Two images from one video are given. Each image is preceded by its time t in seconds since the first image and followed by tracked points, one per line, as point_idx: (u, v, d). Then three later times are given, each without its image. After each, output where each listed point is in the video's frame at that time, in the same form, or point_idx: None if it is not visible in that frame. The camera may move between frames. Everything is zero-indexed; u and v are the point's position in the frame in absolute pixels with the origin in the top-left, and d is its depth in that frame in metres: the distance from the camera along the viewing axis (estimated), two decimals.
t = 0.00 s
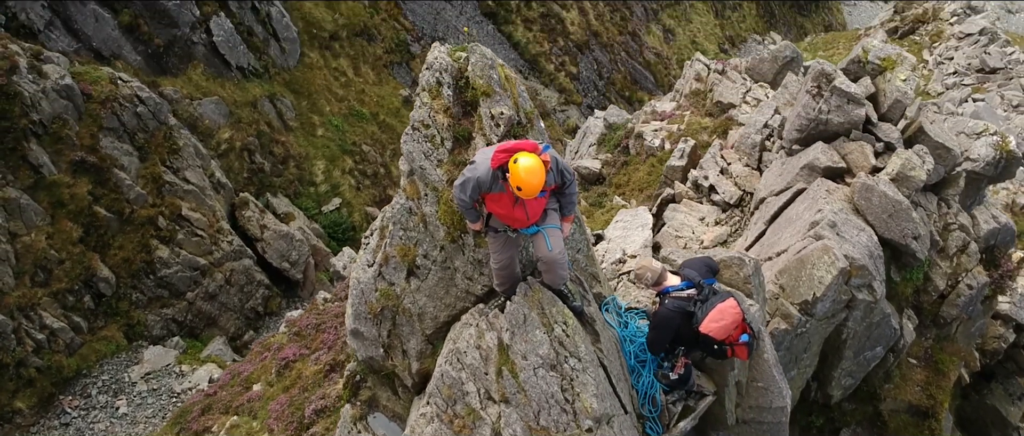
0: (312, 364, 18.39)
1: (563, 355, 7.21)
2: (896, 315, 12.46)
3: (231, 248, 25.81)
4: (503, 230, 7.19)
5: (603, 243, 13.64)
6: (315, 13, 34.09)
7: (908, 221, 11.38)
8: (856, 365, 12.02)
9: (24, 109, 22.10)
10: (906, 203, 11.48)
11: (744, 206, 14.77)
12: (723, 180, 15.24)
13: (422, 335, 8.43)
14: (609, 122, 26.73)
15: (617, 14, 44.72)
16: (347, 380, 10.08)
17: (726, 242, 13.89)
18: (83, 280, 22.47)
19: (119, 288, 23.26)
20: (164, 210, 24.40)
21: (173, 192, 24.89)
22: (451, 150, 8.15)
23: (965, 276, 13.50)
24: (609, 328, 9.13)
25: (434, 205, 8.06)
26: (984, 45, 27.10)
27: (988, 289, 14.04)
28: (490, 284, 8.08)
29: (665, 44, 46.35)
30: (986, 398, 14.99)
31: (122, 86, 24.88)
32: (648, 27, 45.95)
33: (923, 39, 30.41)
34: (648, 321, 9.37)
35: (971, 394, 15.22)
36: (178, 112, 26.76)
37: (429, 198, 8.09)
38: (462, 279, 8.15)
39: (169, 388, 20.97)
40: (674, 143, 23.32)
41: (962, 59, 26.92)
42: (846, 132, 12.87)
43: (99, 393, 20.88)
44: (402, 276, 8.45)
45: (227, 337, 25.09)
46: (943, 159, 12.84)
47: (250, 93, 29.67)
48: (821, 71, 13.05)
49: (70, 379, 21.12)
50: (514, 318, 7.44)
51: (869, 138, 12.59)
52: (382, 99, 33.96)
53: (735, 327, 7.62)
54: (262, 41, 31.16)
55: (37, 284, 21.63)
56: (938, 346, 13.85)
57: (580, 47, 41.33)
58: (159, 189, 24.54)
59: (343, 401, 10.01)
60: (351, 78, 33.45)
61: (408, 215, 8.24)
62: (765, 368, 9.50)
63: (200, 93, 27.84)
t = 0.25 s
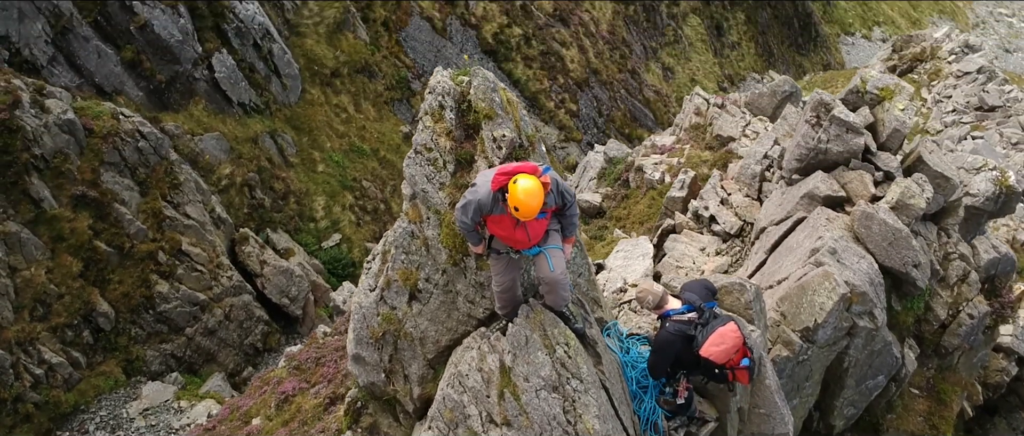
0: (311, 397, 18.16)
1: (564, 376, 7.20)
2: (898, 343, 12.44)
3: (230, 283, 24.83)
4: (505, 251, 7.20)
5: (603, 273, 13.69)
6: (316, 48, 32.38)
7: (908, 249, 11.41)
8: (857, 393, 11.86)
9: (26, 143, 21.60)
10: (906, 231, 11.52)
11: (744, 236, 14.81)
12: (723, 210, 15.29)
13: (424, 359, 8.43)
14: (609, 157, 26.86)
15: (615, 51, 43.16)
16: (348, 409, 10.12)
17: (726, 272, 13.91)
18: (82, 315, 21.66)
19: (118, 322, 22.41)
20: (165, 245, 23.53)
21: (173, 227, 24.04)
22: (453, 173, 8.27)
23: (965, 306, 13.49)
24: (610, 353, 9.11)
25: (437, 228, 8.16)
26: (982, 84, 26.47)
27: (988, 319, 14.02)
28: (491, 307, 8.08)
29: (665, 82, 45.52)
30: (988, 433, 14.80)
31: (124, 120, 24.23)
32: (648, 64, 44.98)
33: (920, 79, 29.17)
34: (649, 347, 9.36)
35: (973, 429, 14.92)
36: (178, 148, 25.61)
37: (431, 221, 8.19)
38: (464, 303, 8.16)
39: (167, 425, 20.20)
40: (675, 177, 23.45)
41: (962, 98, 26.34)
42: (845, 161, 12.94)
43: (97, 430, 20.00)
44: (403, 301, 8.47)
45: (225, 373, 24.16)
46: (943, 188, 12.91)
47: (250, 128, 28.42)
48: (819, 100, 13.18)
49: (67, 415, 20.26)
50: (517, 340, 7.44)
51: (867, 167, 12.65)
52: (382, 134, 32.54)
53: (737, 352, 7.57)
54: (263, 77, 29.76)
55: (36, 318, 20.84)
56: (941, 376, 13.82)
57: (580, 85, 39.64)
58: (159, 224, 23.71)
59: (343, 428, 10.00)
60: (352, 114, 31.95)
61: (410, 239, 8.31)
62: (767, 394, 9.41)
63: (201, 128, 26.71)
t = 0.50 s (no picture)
0: (312, 429, 18.05)
1: (565, 395, 7.22)
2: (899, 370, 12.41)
3: (230, 317, 22.60)
4: (506, 270, 7.24)
5: (604, 301, 13.71)
6: (318, 82, 30.21)
7: (908, 275, 11.44)
8: (860, 420, 11.57)
9: (28, 175, 19.76)
10: (905, 257, 11.56)
11: (744, 264, 14.84)
12: (723, 238, 15.33)
13: (424, 383, 8.38)
14: (610, 189, 26.93)
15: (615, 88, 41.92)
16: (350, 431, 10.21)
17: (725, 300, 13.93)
18: (80, 347, 19.76)
19: (117, 355, 20.42)
20: (162, 277, 21.37)
21: (173, 259, 21.94)
22: (453, 194, 8.30)
23: (966, 333, 13.43)
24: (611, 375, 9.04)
25: (438, 249, 8.21)
26: (982, 118, 26.17)
27: (990, 346, 13.92)
28: (492, 329, 8.06)
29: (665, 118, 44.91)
30: None
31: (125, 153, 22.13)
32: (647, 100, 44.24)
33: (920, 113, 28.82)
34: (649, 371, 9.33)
35: None
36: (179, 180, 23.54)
37: (432, 242, 8.25)
38: (465, 324, 8.16)
39: None
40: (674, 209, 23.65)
41: (961, 131, 26.14)
42: (844, 188, 12.98)
43: None
44: (405, 323, 8.49)
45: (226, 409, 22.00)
46: (942, 216, 13.00)
47: (251, 162, 26.24)
48: (818, 129, 13.22)
49: None
50: (518, 360, 7.42)
51: (866, 194, 12.77)
52: (381, 168, 30.08)
53: (737, 372, 7.56)
54: (264, 110, 27.61)
55: (35, 350, 19.04)
56: (941, 404, 13.74)
57: (580, 121, 37.64)
58: (159, 256, 21.57)
59: None
60: (352, 149, 29.61)
61: (411, 260, 8.37)
62: (767, 417, 9.29)
63: (202, 163, 24.59)
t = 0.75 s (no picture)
0: None
1: (566, 412, 7.14)
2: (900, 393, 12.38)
3: (228, 347, 20.98)
4: (507, 287, 7.27)
5: (605, 325, 13.69)
6: (318, 114, 29.37)
7: (908, 298, 11.45)
8: None
9: (28, 204, 18.45)
10: (905, 279, 11.59)
11: (744, 289, 14.86)
12: (723, 263, 15.31)
13: (425, 401, 8.39)
14: (609, 217, 26.94)
15: (615, 119, 41.38)
16: None
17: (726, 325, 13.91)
18: (78, 378, 18.01)
19: (114, 386, 18.62)
20: (163, 307, 19.80)
21: (172, 289, 20.37)
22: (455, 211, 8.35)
23: (967, 358, 13.29)
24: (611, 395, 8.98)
25: (439, 267, 8.24)
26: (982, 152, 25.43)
27: (991, 371, 13.72)
28: (493, 347, 8.02)
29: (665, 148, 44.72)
30: None
31: (126, 183, 20.77)
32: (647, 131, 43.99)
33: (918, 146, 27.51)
34: (649, 392, 9.28)
35: None
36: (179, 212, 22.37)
37: (432, 260, 8.30)
38: (466, 342, 8.13)
39: None
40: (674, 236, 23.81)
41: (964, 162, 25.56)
42: (844, 212, 13.01)
43: None
44: (405, 342, 8.52)
45: None
46: (941, 239, 13.06)
47: (252, 193, 25.12)
48: (818, 152, 13.29)
49: None
50: (518, 376, 7.40)
51: (864, 218, 12.80)
52: (381, 200, 28.97)
53: (738, 391, 7.49)
54: (264, 142, 26.54)
55: (32, 381, 17.29)
56: (944, 429, 13.32)
57: (579, 152, 37.51)
58: (159, 286, 20.07)
59: None
60: (352, 180, 28.60)
61: (412, 279, 8.46)
62: None
63: (202, 193, 23.50)
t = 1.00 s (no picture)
0: None
1: (566, 422, 7.17)
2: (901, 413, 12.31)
3: (226, 374, 20.10)
4: (506, 299, 7.31)
5: (605, 345, 13.65)
6: (319, 141, 29.43)
7: (907, 316, 11.47)
8: None
9: (28, 228, 17.95)
10: (904, 298, 11.63)
11: (745, 311, 14.84)
12: (724, 285, 15.29)
13: (424, 417, 8.34)
14: (609, 242, 26.96)
15: (614, 147, 41.93)
16: None
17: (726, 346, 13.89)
18: (76, 404, 17.18)
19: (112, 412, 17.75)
20: (161, 333, 19.05)
21: (172, 315, 19.69)
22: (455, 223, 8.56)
23: (967, 378, 13.20)
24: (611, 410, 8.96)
25: (439, 280, 8.40)
26: (982, 180, 25.14)
27: (993, 391, 13.52)
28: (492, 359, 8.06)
29: (665, 177, 44.89)
30: None
31: (125, 207, 20.32)
32: (646, 160, 44.29)
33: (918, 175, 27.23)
34: (648, 409, 9.27)
35: None
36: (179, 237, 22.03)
37: (432, 274, 8.46)
38: (466, 356, 8.22)
39: None
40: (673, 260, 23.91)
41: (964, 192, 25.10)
42: (843, 231, 13.08)
43: None
44: (405, 356, 8.52)
45: None
46: (941, 259, 13.10)
47: (251, 219, 24.95)
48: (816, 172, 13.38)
49: None
50: (518, 388, 7.41)
51: (863, 237, 12.87)
52: (382, 226, 28.96)
53: (737, 406, 7.41)
54: (265, 168, 26.59)
55: (29, 407, 16.50)
56: None
57: (579, 180, 37.38)
58: (159, 312, 19.36)
59: None
60: (352, 207, 28.63)
61: (412, 293, 8.54)
62: None
63: (202, 219, 23.22)
